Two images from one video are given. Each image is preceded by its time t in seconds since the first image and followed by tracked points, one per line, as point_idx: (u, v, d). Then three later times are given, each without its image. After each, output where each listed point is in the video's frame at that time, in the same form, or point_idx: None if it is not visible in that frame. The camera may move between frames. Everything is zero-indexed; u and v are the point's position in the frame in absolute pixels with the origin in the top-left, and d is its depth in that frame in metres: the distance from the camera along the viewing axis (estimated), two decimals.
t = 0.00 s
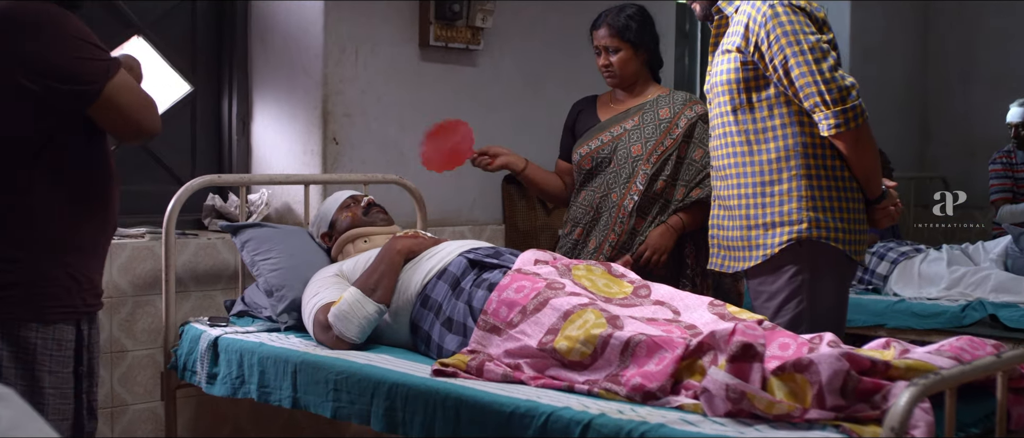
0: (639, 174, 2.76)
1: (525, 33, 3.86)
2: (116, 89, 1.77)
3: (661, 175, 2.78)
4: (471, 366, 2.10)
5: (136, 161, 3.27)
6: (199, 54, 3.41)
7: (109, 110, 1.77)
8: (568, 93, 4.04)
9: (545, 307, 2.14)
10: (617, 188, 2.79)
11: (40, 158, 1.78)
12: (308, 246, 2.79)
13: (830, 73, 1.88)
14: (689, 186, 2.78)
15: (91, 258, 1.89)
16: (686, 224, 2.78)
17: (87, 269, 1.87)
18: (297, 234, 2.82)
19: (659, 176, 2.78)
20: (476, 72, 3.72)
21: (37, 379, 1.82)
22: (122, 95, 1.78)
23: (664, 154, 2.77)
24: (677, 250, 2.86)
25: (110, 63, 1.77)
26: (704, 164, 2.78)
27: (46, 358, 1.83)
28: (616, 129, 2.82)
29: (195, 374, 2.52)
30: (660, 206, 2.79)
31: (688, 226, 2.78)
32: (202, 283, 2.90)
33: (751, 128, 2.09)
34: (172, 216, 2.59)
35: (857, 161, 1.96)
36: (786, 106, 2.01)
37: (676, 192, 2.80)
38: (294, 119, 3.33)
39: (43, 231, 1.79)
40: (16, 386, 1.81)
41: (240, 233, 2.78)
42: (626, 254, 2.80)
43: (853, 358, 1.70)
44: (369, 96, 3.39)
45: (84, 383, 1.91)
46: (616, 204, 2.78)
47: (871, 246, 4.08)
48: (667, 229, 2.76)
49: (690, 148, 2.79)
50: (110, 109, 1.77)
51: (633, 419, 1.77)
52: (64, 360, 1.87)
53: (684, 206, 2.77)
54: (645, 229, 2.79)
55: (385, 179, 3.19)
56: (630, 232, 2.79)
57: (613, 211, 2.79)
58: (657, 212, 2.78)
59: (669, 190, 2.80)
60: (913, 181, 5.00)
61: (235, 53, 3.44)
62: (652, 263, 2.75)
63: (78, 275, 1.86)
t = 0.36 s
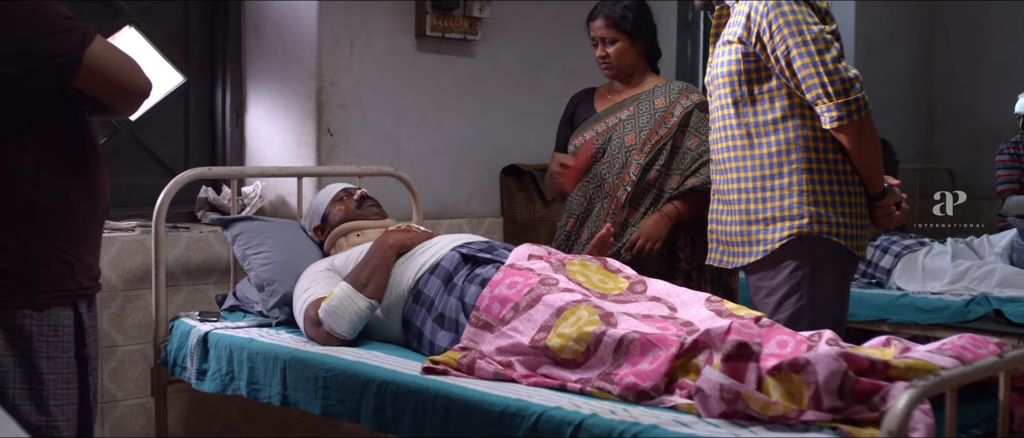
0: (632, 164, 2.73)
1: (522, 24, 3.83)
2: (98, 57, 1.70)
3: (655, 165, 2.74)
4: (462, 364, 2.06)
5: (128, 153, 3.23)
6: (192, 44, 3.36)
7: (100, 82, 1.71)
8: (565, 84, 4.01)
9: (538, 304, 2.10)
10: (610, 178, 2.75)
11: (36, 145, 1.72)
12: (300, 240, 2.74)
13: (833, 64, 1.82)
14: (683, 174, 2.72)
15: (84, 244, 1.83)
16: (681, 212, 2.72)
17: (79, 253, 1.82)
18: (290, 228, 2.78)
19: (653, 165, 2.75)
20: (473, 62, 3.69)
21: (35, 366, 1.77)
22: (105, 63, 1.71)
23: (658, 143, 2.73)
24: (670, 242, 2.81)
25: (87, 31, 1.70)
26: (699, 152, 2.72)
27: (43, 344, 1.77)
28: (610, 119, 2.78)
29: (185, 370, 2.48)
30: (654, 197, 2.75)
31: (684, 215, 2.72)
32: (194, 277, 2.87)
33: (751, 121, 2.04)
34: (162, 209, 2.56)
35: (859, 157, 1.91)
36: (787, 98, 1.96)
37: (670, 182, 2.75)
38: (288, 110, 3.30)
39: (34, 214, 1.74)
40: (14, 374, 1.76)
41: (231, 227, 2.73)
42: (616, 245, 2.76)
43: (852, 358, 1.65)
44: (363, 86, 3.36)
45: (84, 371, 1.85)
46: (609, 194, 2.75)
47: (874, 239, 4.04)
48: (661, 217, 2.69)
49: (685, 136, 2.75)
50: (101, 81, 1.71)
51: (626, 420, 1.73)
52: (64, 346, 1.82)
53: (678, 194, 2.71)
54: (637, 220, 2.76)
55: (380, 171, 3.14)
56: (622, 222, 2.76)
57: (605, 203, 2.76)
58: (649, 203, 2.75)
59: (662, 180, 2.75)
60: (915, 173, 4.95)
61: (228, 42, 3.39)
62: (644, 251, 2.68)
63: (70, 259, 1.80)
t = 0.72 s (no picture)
0: (633, 159, 2.68)
1: (523, 15, 3.79)
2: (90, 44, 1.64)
3: (657, 160, 2.69)
4: (455, 363, 2.02)
5: (122, 147, 3.20)
6: (188, 36, 3.32)
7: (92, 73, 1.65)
8: (569, 77, 3.98)
9: (533, 301, 2.06)
10: (611, 173, 2.71)
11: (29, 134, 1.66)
12: (295, 235, 2.70)
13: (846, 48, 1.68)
14: (686, 171, 2.68)
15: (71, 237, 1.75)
16: (682, 211, 2.67)
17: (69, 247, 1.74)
18: (286, 223, 2.73)
19: (655, 161, 2.69)
20: (473, 55, 3.65)
21: (25, 363, 1.69)
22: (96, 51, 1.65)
23: (660, 138, 2.67)
24: (674, 235, 2.76)
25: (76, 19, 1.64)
26: (702, 148, 2.68)
27: (34, 341, 1.69)
28: (612, 113, 2.74)
29: (177, 368, 2.45)
30: (656, 192, 2.70)
31: (684, 215, 2.67)
32: (188, 272, 2.83)
33: (754, 117, 1.96)
34: (155, 204, 2.52)
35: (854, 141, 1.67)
36: (793, 92, 1.88)
37: (673, 178, 2.70)
38: (284, 103, 3.26)
39: (25, 203, 1.67)
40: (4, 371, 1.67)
41: (225, 222, 2.69)
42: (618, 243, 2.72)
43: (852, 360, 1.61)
44: (361, 79, 3.32)
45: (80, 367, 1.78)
46: (609, 191, 2.70)
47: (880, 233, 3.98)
48: (661, 216, 2.64)
49: (687, 131, 2.69)
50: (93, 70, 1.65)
51: (620, 422, 1.68)
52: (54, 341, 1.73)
53: (680, 192, 2.67)
54: (639, 216, 2.70)
55: (378, 165, 3.10)
56: (623, 219, 2.70)
57: (607, 198, 2.71)
58: (652, 198, 2.69)
59: (665, 176, 2.70)
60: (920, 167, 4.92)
61: (224, 34, 3.35)
62: (645, 250, 2.63)
63: (62, 253, 1.72)
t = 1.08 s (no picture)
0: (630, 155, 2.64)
1: (523, 8, 3.74)
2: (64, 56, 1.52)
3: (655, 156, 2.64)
4: (446, 364, 1.98)
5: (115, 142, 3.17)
6: (182, 29, 3.28)
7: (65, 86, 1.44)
8: (569, 70, 3.94)
9: (526, 301, 2.02)
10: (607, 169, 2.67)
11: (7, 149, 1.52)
12: (288, 231, 2.66)
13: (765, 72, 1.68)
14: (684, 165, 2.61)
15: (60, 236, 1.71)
16: (678, 206, 2.62)
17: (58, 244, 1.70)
18: (280, 220, 2.69)
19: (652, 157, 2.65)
20: (472, 48, 3.60)
21: (10, 363, 1.66)
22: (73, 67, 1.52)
23: (658, 134, 2.63)
24: (671, 233, 2.70)
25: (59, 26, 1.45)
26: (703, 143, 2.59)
27: (18, 340, 1.67)
28: (609, 108, 2.70)
29: (167, 366, 2.41)
30: (653, 189, 2.65)
31: (680, 210, 2.62)
32: (180, 269, 2.80)
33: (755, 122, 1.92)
34: (145, 200, 2.49)
35: (691, 149, 1.76)
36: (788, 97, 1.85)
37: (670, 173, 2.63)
38: (279, 97, 3.22)
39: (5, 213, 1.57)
40: None
41: (217, 218, 2.65)
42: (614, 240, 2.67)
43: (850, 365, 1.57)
44: (357, 73, 3.28)
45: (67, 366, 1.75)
46: (605, 187, 2.67)
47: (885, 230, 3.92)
48: (657, 212, 2.60)
49: (686, 127, 2.64)
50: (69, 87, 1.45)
51: (614, 426, 1.64)
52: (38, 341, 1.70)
53: (677, 188, 2.60)
54: (636, 213, 2.66)
55: (374, 160, 3.06)
56: (619, 215, 2.67)
57: (602, 194, 2.68)
58: (649, 195, 2.65)
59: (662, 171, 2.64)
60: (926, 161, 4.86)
61: (219, 28, 3.31)
62: (640, 246, 2.60)
63: (50, 251, 1.68)
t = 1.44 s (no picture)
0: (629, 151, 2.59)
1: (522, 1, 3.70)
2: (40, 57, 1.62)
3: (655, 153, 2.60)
4: (438, 366, 1.95)
5: (109, 137, 3.13)
6: (176, 23, 3.24)
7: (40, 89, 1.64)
8: (570, 64, 3.90)
9: (519, 302, 1.98)
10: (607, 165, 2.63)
11: None
12: (281, 229, 2.62)
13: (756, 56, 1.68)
14: (685, 163, 2.57)
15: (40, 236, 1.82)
16: (678, 205, 2.58)
17: (37, 245, 1.81)
18: (273, 217, 2.66)
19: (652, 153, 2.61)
20: (471, 42, 3.56)
21: None
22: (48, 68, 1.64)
23: (658, 130, 2.58)
24: (671, 231, 2.66)
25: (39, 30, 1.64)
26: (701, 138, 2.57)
27: None
28: (609, 104, 2.65)
29: (158, 366, 2.38)
30: (653, 186, 2.61)
31: (680, 209, 2.58)
32: (173, 266, 2.77)
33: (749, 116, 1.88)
34: (135, 197, 2.45)
35: (672, 140, 1.81)
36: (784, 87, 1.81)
37: (670, 170, 2.59)
38: (275, 92, 3.18)
39: None
40: None
41: (209, 216, 2.61)
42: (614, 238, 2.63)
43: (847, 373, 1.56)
44: (354, 67, 3.24)
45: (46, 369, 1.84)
46: (604, 184, 2.62)
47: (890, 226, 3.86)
48: (657, 211, 2.56)
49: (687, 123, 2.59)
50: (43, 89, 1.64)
51: (606, 432, 1.61)
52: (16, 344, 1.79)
53: (677, 186, 2.56)
54: (637, 210, 2.62)
55: (370, 156, 3.03)
56: (618, 214, 2.62)
57: (601, 191, 2.63)
58: (649, 193, 2.61)
59: (663, 168, 2.60)
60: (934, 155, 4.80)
61: (214, 21, 3.27)
62: (640, 245, 2.55)
63: (25, 251, 1.78)
